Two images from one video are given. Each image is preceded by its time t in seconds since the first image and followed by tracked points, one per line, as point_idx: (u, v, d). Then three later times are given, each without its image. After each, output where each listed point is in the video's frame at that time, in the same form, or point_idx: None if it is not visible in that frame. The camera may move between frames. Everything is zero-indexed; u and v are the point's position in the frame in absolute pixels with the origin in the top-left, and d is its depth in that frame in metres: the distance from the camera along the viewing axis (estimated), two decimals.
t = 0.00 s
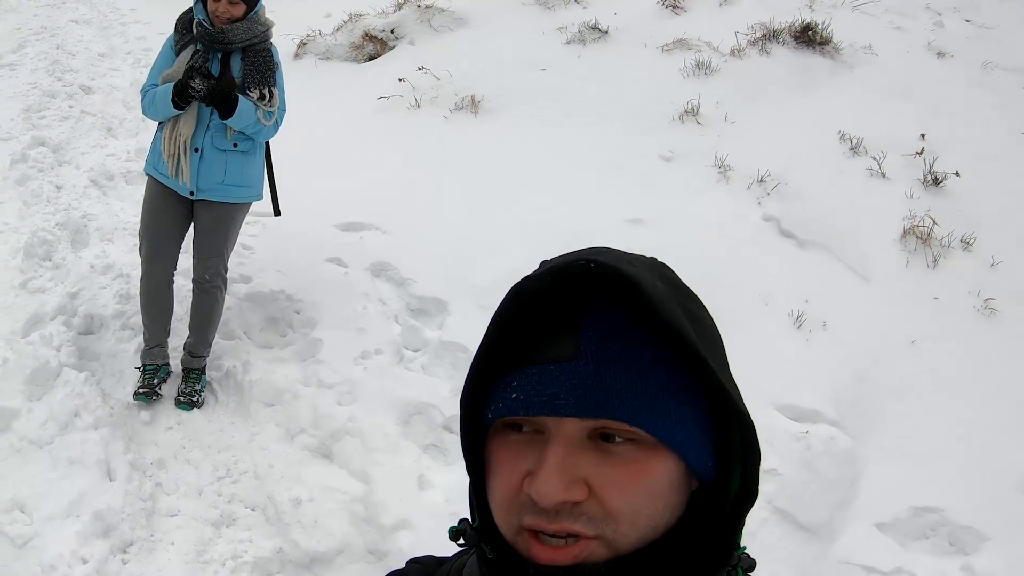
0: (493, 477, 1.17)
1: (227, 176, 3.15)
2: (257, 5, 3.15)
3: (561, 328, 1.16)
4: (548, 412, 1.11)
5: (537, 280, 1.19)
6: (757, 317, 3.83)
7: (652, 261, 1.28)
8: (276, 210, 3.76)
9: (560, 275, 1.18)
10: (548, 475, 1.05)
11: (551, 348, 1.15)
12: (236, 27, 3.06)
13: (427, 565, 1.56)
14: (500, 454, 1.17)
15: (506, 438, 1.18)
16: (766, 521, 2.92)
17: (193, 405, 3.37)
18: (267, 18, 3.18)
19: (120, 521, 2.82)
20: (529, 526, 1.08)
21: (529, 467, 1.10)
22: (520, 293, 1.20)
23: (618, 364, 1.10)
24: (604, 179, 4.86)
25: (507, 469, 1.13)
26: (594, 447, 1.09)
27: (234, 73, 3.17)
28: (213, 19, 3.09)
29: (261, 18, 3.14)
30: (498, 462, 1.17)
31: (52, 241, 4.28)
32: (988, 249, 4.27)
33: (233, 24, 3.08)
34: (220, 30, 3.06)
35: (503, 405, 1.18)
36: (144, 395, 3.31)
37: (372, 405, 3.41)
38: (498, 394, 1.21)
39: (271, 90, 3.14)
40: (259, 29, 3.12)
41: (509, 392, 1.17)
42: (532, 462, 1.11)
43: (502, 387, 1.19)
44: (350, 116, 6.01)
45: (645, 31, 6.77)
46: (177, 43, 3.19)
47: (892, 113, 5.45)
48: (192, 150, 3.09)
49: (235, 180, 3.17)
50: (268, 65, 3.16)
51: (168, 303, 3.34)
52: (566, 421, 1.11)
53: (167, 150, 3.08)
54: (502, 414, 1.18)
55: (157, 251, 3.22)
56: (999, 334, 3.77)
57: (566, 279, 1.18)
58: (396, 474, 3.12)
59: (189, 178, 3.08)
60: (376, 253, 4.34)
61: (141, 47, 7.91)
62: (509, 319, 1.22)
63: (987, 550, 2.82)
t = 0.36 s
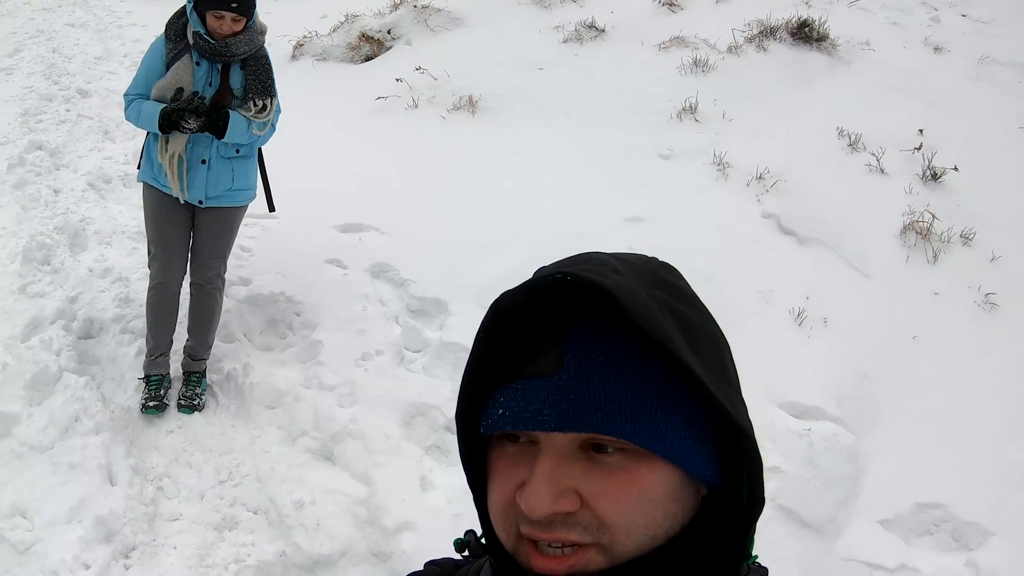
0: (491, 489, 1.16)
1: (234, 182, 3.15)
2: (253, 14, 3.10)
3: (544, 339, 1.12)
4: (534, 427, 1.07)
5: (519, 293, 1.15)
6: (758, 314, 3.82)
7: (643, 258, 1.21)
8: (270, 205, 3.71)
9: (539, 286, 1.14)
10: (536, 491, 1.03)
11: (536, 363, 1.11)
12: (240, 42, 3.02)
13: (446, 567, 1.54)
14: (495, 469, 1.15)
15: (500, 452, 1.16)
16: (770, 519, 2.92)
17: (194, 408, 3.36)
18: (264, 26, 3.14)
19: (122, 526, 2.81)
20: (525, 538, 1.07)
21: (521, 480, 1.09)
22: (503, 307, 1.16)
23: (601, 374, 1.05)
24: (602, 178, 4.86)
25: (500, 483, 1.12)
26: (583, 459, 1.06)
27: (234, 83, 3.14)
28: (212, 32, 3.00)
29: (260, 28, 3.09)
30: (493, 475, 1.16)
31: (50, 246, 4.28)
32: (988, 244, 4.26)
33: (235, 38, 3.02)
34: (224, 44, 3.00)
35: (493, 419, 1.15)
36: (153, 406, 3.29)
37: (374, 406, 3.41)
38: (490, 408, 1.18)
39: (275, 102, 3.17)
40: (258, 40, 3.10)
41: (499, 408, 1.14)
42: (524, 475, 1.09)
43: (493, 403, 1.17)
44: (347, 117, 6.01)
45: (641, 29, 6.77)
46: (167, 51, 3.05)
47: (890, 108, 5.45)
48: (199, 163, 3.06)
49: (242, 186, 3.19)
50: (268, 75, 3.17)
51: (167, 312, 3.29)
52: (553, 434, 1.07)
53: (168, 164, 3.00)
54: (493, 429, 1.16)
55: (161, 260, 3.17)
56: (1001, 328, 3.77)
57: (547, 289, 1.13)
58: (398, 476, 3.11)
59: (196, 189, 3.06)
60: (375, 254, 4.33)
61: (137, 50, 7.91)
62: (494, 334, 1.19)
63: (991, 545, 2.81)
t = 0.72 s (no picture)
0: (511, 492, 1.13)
1: (237, 186, 3.14)
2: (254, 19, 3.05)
3: (572, 342, 1.09)
4: (562, 431, 1.05)
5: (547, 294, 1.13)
6: (761, 311, 3.82)
7: (661, 259, 1.22)
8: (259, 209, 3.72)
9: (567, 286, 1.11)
10: (566, 494, 1.02)
11: (563, 364, 1.09)
12: (245, 49, 2.97)
13: (454, 568, 1.54)
14: (514, 470, 1.13)
15: (520, 454, 1.14)
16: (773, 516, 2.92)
17: (198, 408, 3.37)
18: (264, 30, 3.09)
19: (126, 525, 2.81)
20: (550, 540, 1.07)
21: (547, 483, 1.07)
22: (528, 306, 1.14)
23: (632, 377, 1.04)
24: (605, 175, 4.86)
25: (522, 485, 1.10)
26: (612, 462, 1.05)
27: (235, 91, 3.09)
28: (216, 39, 2.93)
29: (262, 34, 3.06)
30: (512, 476, 1.14)
31: (53, 246, 4.28)
32: (990, 240, 4.26)
33: (239, 45, 2.97)
34: (228, 51, 2.95)
35: (515, 422, 1.12)
36: (159, 416, 3.26)
37: (378, 405, 3.41)
38: (509, 409, 1.16)
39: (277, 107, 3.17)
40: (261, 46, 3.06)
41: (521, 410, 1.12)
42: (548, 477, 1.08)
43: (513, 405, 1.14)
44: (349, 115, 6.01)
45: (643, 26, 6.78)
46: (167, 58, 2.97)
47: (892, 105, 5.45)
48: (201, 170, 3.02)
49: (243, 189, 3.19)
50: (270, 81, 3.14)
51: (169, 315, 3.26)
52: (581, 437, 1.05)
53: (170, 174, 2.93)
54: (514, 432, 1.13)
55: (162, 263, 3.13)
56: (1004, 325, 3.76)
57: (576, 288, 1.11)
58: (402, 475, 3.11)
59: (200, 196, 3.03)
60: (378, 253, 4.33)
61: (139, 49, 7.92)
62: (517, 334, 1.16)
63: (995, 542, 2.81)
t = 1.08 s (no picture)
0: (549, 492, 1.10)
1: (239, 182, 3.13)
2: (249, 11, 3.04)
3: (630, 341, 1.07)
4: (625, 432, 1.04)
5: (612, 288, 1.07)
6: (765, 310, 3.82)
7: (686, 255, 1.25)
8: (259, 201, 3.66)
9: (631, 282, 1.07)
10: (626, 496, 1.04)
11: (621, 362, 1.06)
12: (245, 39, 2.96)
13: (450, 564, 1.54)
14: (556, 470, 1.09)
15: (562, 452, 1.09)
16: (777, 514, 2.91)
17: (202, 404, 3.38)
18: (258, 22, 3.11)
19: (130, 521, 2.82)
20: (594, 539, 1.07)
21: (600, 484, 1.06)
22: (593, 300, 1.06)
23: (693, 379, 1.07)
24: (609, 173, 4.85)
25: (568, 485, 1.07)
26: (663, 461, 1.07)
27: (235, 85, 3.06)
28: (213, 30, 2.92)
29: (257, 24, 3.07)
30: (551, 475, 1.09)
31: (58, 243, 4.29)
32: (996, 239, 4.25)
33: (237, 36, 2.96)
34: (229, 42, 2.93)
35: (564, 422, 1.07)
36: (161, 417, 3.25)
37: (382, 402, 3.41)
38: (553, 406, 1.10)
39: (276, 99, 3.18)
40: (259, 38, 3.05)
41: (573, 410, 1.07)
42: (599, 478, 1.06)
43: (560, 402, 1.08)
44: (354, 112, 6.02)
45: (648, 24, 6.76)
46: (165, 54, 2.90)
47: (897, 103, 5.44)
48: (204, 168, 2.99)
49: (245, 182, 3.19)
50: (268, 74, 3.15)
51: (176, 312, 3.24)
52: (638, 438, 1.05)
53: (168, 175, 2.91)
54: (562, 432, 1.08)
55: (164, 260, 3.07)
56: (1009, 324, 3.75)
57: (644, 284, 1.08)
58: (406, 471, 3.11)
59: (202, 194, 3.01)
60: (382, 250, 4.34)
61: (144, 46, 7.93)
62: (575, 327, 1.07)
63: (998, 541, 2.81)
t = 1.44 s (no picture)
0: (556, 506, 1.08)
1: (248, 191, 3.13)
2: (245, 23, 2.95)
3: (643, 357, 1.04)
4: (637, 450, 1.02)
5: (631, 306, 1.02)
6: (770, 311, 3.80)
7: (696, 263, 1.22)
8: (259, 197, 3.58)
9: (646, 299, 1.04)
10: (635, 512, 1.03)
11: (634, 379, 1.04)
12: (249, 57, 2.91)
13: (445, 568, 1.52)
14: (564, 485, 1.07)
15: (569, 467, 1.08)
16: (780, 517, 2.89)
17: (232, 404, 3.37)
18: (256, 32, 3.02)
19: (131, 520, 2.81)
20: (600, 553, 1.07)
21: (607, 500, 1.05)
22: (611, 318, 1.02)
23: (706, 396, 1.05)
24: (614, 172, 4.84)
25: (576, 501, 1.06)
26: (670, 476, 1.07)
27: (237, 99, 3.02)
28: (217, 48, 2.83)
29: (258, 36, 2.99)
30: (558, 489, 1.08)
31: (62, 240, 4.28)
32: (1002, 241, 4.23)
33: (240, 53, 2.90)
34: (234, 61, 2.87)
35: (574, 439, 1.05)
36: (167, 443, 3.14)
37: (385, 402, 3.39)
38: (563, 420, 1.07)
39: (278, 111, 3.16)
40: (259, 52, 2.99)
41: (584, 427, 1.04)
42: (606, 494, 1.05)
43: (570, 418, 1.06)
44: (359, 111, 6.01)
45: (654, 23, 6.75)
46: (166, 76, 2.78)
47: (904, 103, 5.42)
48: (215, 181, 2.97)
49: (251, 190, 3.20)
50: (267, 85, 3.11)
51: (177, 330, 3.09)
52: (648, 454, 1.04)
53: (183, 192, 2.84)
54: (571, 447, 1.06)
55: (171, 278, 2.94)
56: (1015, 326, 3.73)
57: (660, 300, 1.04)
58: (408, 471, 3.09)
59: (215, 208, 3.00)
60: (386, 249, 4.32)
61: (149, 44, 7.94)
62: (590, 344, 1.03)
63: (1003, 545, 2.79)
